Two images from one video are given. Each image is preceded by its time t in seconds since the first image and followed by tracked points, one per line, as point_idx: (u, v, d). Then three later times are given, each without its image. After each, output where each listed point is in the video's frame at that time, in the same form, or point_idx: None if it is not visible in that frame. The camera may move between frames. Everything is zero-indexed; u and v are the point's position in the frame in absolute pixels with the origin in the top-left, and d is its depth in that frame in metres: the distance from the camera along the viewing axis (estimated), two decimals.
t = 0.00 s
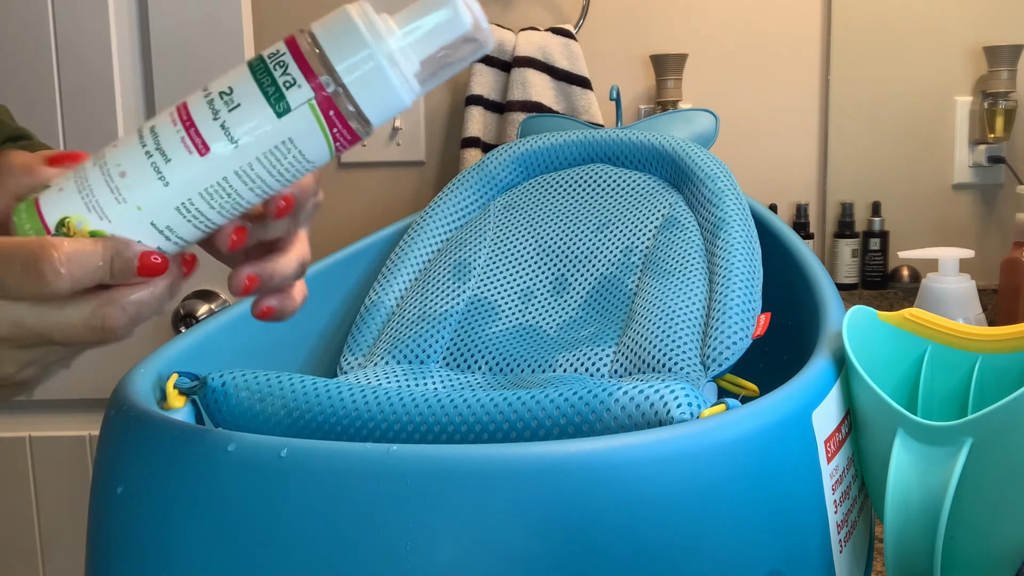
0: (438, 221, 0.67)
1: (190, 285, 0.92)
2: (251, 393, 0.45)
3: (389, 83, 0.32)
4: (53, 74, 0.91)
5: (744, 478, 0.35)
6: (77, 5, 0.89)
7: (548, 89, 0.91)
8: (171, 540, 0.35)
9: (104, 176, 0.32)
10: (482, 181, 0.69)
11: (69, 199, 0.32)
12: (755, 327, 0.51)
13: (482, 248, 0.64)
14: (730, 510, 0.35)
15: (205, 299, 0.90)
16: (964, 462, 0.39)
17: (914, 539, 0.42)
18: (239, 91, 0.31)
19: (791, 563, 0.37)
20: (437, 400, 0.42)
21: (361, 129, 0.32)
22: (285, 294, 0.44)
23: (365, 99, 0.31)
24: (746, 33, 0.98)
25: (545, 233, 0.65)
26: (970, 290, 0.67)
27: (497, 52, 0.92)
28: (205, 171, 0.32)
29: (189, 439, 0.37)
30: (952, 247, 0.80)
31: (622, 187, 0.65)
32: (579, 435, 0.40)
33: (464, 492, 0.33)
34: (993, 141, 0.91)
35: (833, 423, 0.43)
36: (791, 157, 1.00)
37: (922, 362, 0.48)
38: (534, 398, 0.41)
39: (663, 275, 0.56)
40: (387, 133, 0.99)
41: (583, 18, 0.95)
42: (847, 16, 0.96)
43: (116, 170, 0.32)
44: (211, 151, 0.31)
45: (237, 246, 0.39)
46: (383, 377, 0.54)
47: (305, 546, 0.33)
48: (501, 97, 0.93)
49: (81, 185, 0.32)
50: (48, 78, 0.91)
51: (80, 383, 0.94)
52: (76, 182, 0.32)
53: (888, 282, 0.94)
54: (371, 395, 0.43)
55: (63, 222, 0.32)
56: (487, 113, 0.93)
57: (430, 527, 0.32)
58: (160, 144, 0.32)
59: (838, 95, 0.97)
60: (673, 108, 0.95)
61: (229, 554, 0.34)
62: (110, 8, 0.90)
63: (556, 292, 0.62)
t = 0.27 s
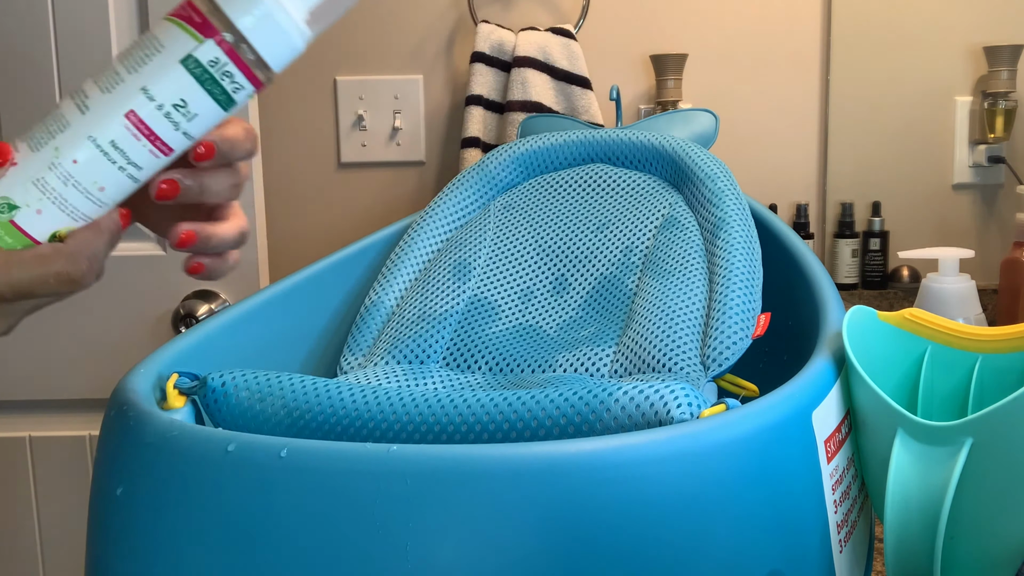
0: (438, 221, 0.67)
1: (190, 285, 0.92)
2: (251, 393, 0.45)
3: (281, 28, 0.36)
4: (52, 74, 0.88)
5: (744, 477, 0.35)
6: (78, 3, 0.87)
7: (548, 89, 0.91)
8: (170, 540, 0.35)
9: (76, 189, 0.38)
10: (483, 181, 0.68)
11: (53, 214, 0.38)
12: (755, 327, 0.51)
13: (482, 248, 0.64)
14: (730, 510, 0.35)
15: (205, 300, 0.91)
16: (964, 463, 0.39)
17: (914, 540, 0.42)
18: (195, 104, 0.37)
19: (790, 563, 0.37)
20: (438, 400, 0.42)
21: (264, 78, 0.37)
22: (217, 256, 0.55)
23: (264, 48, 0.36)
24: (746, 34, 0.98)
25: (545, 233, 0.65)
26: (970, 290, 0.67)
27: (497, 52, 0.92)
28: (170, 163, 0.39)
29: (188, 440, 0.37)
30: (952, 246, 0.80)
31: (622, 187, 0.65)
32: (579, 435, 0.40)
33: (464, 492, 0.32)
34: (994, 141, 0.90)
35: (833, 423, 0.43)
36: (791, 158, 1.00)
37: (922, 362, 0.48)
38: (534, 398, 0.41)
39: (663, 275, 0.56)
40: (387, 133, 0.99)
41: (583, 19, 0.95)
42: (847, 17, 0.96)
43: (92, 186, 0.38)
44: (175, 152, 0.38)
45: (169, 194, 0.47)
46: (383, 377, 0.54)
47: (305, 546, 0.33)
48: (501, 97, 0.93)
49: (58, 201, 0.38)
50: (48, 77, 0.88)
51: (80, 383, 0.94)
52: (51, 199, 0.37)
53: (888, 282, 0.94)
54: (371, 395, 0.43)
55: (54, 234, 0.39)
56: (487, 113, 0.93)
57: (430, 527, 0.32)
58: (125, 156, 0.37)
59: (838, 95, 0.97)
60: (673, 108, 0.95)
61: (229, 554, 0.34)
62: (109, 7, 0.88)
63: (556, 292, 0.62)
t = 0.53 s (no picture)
0: (438, 221, 0.67)
1: (190, 285, 0.92)
2: (251, 393, 0.45)
3: (143, 61, 0.41)
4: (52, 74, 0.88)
5: (744, 477, 0.35)
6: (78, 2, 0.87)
7: (548, 89, 0.91)
8: (170, 541, 0.35)
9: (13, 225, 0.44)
10: (483, 181, 0.68)
11: None
12: (755, 327, 0.51)
13: (482, 248, 0.64)
14: (729, 510, 0.35)
15: (204, 299, 0.91)
16: (964, 463, 0.39)
17: (914, 540, 0.42)
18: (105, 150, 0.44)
19: (790, 563, 0.37)
20: (438, 400, 0.42)
21: (140, 101, 0.43)
22: (72, 262, 0.56)
23: (133, 79, 0.41)
24: (746, 34, 0.98)
25: (545, 233, 0.65)
26: (970, 290, 0.67)
27: (497, 52, 0.92)
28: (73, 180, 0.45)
29: (188, 440, 0.36)
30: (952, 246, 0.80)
31: (623, 187, 0.65)
32: (579, 435, 0.40)
33: (464, 492, 0.32)
34: (993, 141, 0.90)
35: (833, 423, 0.43)
36: (791, 157, 1.00)
37: (922, 362, 0.48)
38: (534, 398, 0.41)
39: (663, 275, 0.56)
40: (387, 133, 0.99)
41: (583, 19, 0.96)
42: (847, 17, 0.96)
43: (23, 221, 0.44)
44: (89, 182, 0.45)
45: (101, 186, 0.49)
46: (383, 377, 0.54)
47: (305, 546, 0.33)
48: (501, 97, 0.93)
49: None
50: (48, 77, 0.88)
51: (79, 383, 0.94)
52: None
53: (888, 282, 0.94)
54: (371, 395, 0.43)
55: None
56: (487, 113, 0.93)
57: (430, 527, 0.32)
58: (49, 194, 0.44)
59: (838, 95, 0.97)
60: (673, 108, 0.95)
61: (230, 554, 0.34)
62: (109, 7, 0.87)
63: (556, 292, 0.62)
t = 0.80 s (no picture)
0: (438, 221, 0.67)
1: (190, 285, 0.93)
2: (251, 393, 0.45)
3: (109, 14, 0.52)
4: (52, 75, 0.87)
5: (744, 477, 0.35)
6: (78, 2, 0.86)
7: (548, 89, 0.91)
8: (171, 540, 0.35)
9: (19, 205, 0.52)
10: (483, 181, 0.68)
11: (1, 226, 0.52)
12: (755, 327, 0.51)
13: (482, 248, 0.64)
14: (729, 510, 0.35)
15: (204, 299, 0.91)
16: (964, 463, 0.39)
17: (914, 540, 0.42)
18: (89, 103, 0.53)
19: (790, 563, 0.37)
20: (437, 400, 0.42)
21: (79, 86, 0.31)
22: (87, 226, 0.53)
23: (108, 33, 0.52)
24: (747, 34, 0.98)
25: (545, 232, 0.65)
26: (970, 290, 0.67)
27: (497, 52, 0.92)
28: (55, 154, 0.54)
29: (187, 440, 0.36)
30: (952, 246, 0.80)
31: (623, 187, 0.65)
32: (579, 435, 0.40)
33: (464, 492, 0.32)
34: (993, 141, 0.89)
35: (833, 423, 0.43)
36: (791, 158, 1.00)
37: (922, 362, 0.48)
38: (534, 398, 0.41)
39: (663, 275, 0.56)
40: (387, 133, 0.99)
41: (583, 19, 0.96)
42: (847, 17, 0.96)
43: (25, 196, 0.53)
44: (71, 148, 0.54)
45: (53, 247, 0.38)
46: (382, 377, 0.54)
47: (305, 546, 0.33)
48: (501, 97, 0.93)
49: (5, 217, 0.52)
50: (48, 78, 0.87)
51: (80, 383, 0.94)
52: None
53: (888, 282, 0.94)
54: (371, 395, 0.43)
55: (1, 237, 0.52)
56: (487, 113, 0.93)
57: (429, 528, 0.32)
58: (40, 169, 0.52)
59: (839, 95, 0.97)
60: (673, 108, 0.95)
61: (230, 554, 0.34)
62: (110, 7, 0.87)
63: (556, 292, 0.62)
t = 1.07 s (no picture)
0: (438, 221, 0.67)
1: (190, 285, 0.93)
2: (251, 393, 0.45)
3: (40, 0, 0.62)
4: (52, 75, 0.87)
5: (744, 477, 0.35)
6: (78, 2, 0.86)
7: (548, 89, 0.91)
8: (171, 540, 0.35)
9: None
10: (483, 181, 0.68)
11: None
12: (755, 327, 0.51)
13: (483, 248, 0.64)
14: (729, 509, 0.35)
15: (204, 299, 0.91)
16: (964, 463, 0.39)
17: (914, 540, 0.42)
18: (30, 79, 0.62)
19: (790, 563, 0.37)
20: (438, 400, 0.42)
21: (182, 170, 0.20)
22: None
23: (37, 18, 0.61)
24: (747, 35, 0.98)
25: (545, 233, 0.65)
26: (970, 290, 0.67)
27: (497, 52, 0.92)
28: None
29: (187, 441, 0.36)
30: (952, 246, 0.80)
31: (623, 187, 0.65)
32: (579, 435, 0.40)
33: (464, 492, 0.32)
34: (994, 141, 0.88)
35: (833, 423, 0.43)
36: (791, 158, 1.00)
37: (922, 363, 0.48)
38: (534, 398, 0.41)
39: (663, 275, 0.56)
40: (387, 133, 0.99)
41: (583, 19, 0.96)
42: (847, 17, 0.96)
43: None
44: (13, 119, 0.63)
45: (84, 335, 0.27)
46: (382, 377, 0.54)
47: (305, 546, 0.33)
48: (501, 97, 0.93)
49: None
50: (48, 78, 0.87)
51: (80, 383, 0.94)
52: None
53: (888, 283, 0.94)
54: (371, 395, 0.43)
55: None
56: (487, 113, 0.93)
57: (429, 528, 0.32)
58: None
59: (838, 95, 0.97)
60: (673, 108, 0.95)
61: (230, 554, 0.34)
62: (109, 6, 0.87)
63: (556, 292, 0.62)
